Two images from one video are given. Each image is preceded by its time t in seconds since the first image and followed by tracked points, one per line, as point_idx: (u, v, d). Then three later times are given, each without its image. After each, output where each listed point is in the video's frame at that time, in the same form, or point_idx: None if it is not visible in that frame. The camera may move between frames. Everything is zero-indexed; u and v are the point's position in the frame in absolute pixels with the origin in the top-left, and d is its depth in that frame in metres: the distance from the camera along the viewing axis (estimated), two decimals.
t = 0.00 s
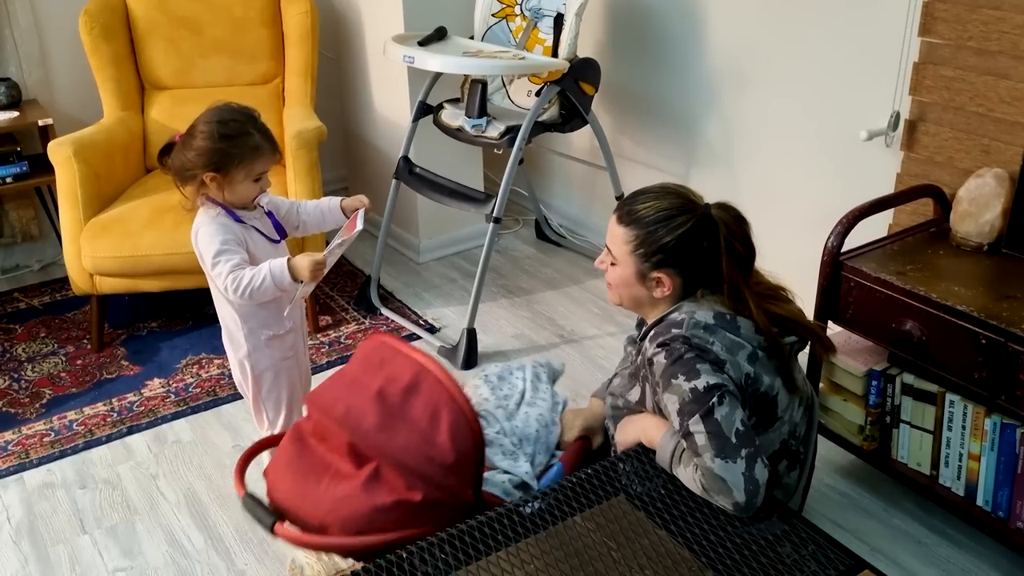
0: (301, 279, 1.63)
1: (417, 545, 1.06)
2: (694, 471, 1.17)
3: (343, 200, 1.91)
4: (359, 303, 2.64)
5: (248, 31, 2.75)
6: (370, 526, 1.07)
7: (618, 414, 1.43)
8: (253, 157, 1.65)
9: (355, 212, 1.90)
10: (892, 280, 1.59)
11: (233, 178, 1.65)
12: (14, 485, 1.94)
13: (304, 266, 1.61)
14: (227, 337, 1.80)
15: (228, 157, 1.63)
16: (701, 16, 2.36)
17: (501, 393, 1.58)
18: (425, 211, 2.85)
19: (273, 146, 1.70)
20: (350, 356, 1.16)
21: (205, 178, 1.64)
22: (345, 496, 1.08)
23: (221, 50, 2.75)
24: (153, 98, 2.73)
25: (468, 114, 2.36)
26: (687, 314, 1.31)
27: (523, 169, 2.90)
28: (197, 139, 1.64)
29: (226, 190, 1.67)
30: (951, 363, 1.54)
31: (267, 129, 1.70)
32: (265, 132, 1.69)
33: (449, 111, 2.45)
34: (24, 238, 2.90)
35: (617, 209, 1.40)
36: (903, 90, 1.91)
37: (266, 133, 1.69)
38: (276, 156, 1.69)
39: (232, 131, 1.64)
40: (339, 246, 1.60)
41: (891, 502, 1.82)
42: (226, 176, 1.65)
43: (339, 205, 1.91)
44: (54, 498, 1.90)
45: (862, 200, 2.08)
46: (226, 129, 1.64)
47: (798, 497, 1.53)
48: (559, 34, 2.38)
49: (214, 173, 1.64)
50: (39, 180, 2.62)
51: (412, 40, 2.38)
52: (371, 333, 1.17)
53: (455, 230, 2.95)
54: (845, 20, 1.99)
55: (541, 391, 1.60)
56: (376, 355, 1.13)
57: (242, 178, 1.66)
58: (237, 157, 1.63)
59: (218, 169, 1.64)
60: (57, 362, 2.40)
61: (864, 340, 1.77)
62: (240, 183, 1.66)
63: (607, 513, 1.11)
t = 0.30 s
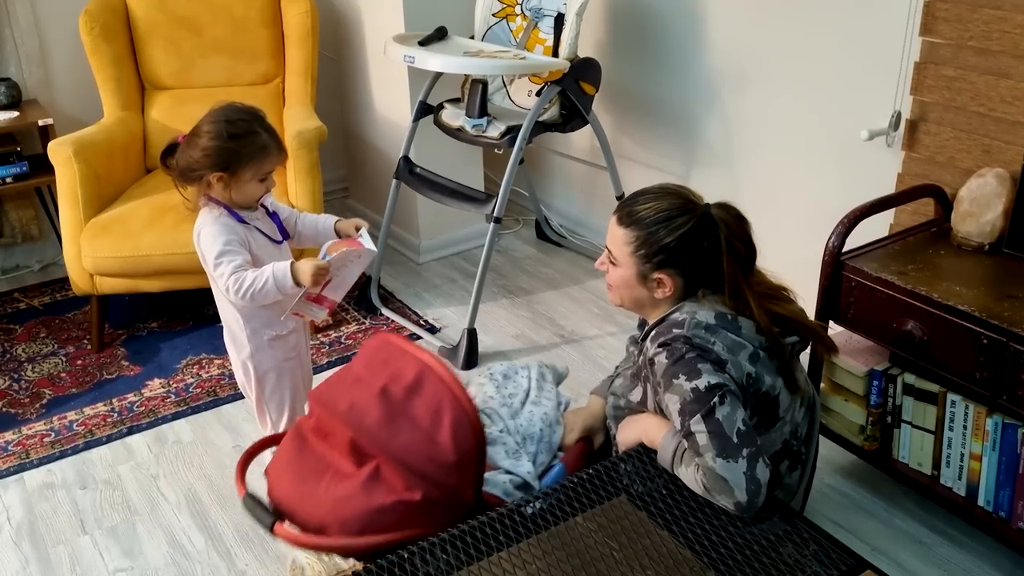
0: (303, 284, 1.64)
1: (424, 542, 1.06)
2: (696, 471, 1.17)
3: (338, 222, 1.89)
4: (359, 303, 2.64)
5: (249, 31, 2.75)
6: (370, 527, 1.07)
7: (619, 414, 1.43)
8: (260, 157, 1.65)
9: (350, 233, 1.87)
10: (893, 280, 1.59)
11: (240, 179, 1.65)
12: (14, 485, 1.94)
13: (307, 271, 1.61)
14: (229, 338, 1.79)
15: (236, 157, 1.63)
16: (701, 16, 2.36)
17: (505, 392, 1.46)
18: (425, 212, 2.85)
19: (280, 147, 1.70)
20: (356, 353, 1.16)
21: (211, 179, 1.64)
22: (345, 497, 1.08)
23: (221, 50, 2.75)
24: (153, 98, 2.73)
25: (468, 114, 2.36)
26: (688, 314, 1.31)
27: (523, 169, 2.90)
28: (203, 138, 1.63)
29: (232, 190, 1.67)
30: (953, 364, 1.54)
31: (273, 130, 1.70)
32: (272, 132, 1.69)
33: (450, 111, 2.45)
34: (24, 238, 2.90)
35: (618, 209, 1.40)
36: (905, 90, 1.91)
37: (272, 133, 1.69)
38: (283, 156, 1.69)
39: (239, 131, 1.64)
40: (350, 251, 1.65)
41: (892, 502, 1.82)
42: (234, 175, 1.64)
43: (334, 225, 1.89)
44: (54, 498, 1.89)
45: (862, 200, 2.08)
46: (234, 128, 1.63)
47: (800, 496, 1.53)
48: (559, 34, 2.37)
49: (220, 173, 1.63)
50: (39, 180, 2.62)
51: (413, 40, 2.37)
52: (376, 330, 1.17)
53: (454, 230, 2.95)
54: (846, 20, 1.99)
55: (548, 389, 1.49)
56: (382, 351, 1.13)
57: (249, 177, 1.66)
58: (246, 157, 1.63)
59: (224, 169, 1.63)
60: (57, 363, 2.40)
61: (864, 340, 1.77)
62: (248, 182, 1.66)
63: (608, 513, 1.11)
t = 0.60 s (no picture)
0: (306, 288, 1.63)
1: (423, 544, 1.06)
2: (698, 472, 1.16)
3: (340, 232, 1.88)
4: (360, 304, 2.64)
5: (249, 31, 2.75)
6: (343, 567, 1.10)
7: (620, 415, 1.43)
8: (265, 161, 1.65)
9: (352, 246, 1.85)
10: (895, 281, 1.59)
11: (244, 182, 1.65)
12: (15, 486, 1.94)
13: (311, 274, 1.61)
14: (230, 340, 1.79)
15: (241, 160, 1.63)
16: (702, 17, 2.36)
17: (470, 393, 1.40)
18: (426, 212, 2.85)
19: (287, 152, 1.70)
20: (310, 393, 1.20)
21: (215, 180, 1.64)
22: (315, 541, 1.11)
23: (222, 50, 2.75)
24: (154, 99, 2.73)
25: (469, 115, 2.36)
26: (690, 315, 1.31)
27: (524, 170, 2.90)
28: (211, 140, 1.64)
29: (235, 193, 1.67)
30: (954, 364, 1.54)
31: (282, 135, 1.70)
32: (279, 137, 1.69)
33: (451, 111, 2.45)
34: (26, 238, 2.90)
35: (618, 210, 1.40)
36: (906, 91, 1.91)
37: (280, 138, 1.69)
38: (288, 162, 1.69)
39: (246, 134, 1.64)
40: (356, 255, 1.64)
41: (893, 502, 1.82)
42: (238, 177, 1.64)
43: (335, 236, 1.89)
44: (56, 499, 1.89)
45: (863, 201, 2.08)
46: (241, 131, 1.64)
47: (801, 496, 1.53)
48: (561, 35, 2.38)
49: (224, 175, 1.63)
50: (40, 181, 2.62)
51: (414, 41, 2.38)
52: (325, 363, 1.19)
53: (455, 231, 2.95)
54: (847, 21, 1.99)
55: (516, 380, 1.43)
56: (333, 389, 1.17)
57: (253, 181, 1.66)
58: (251, 161, 1.63)
59: (229, 171, 1.63)
60: (59, 363, 2.40)
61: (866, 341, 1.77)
62: (252, 185, 1.66)
63: (610, 513, 1.11)
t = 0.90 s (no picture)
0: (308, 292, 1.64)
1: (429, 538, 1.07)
2: (698, 471, 1.17)
3: (345, 229, 1.90)
4: (360, 303, 2.64)
5: (249, 31, 2.75)
6: (380, 505, 1.11)
7: (621, 414, 1.43)
8: (267, 164, 1.65)
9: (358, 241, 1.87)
10: (895, 281, 1.59)
11: (245, 184, 1.65)
12: (15, 486, 1.94)
13: (313, 280, 1.62)
14: (229, 340, 1.80)
15: (242, 162, 1.63)
16: (702, 16, 2.36)
17: (514, 395, 1.67)
18: (426, 212, 2.85)
19: (289, 154, 1.70)
20: (373, 343, 1.28)
21: (216, 181, 1.64)
22: (359, 474, 1.13)
23: (222, 50, 2.75)
24: (154, 98, 2.73)
25: (468, 115, 2.36)
26: (690, 314, 1.31)
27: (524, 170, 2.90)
28: (214, 141, 1.64)
29: (236, 194, 1.67)
30: (954, 364, 1.54)
31: (284, 137, 1.70)
32: (283, 140, 1.69)
33: (451, 111, 2.45)
34: (25, 238, 2.90)
35: (619, 210, 1.40)
36: (905, 90, 1.91)
37: (283, 141, 1.69)
38: (290, 165, 1.69)
39: (249, 136, 1.64)
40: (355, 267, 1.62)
41: (892, 502, 1.82)
42: (239, 179, 1.64)
43: (340, 232, 1.91)
44: (56, 498, 1.90)
45: (862, 200, 2.09)
46: (244, 133, 1.64)
47: (801, 496, 1.53)
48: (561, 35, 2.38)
49: (226, 176, 1.63)
50: (39, 180, 2.61)
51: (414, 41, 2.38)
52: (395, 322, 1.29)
53: (455, 231, 2.95)
54: (847, 20, 1.99)
55: (556, 395, 1.70)
56: (401, 342, 1.26)
57: (254, 183, 1.66)
58: (252, 163, 1.63)
59: (230, 172, 1.63)
60: (58, 363, 2.40)
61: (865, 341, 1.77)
62: (252, 188, 1.66)
63: (610, 513, 1.11)
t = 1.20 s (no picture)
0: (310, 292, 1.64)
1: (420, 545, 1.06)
2: (697, 473, 1.18)
3: (351, 221, 1.92)
4: (360, 304, 2.64)
5: (248, 31, 2.75)
6: (354, 552, 1.07)
7: (620, 416, 1.43)
8: (268, 166, 1.65)
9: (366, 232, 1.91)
10: (893, 282, 1.59)
11: (246, 186, 1.65)
12: (15, 487, 1.94)
13: (315, 281, 1.62)
14: (230, 343, 1.80)
15: (243, 164, 1.63)
16: (702, 18, 2.36)
17: (492, 393, 1.41)
18: (425, 213, 2.85)
19: (290, 156, 1.70)
20: (333, 374, 1.19)
21: (217, 183, 1.64)
22: (329, 522, 1.08)
23: (221, 50, 2.75)
24: (153, 99, 2.73)
25: (468, 115, 2.36)
26: (689, 316, 1.32)
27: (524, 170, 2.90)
28: (214, 143, 1.63)
29: (237, 196, 1.67)
30: (953, 365, 1.54)
31: (285, 138, 1.70)
32: (284, 142, 1.69)
33: (450, 112, 2.45)
34: (25, 238, 2.90)
35: (617, 211, 1.40)
36: (905, 92, 1.91)
37: (284, 143, 1.69)
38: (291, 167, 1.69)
39: (250, 139, 1.64)
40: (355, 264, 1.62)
41: (892, 503, 1.82)
42: (240, 182, 1.64)
43: (346, 225, 1.92)
44: (55, 499, 1.90)
45: (862, 201, 2.09)
46: (245, 136, 1.63)
47: (801, 497, 1.53)
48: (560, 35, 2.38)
49: (227, 179, 1.63)
50: (39, 181, 2.61)
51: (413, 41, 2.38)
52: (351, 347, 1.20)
53: (455, 231, 2.95)
54: (846, 21, 1.99)
55: (537, 388, 1.45)
56: (356, 371, 1.16)
57: (255, 186, 1.66)
58: (253, 165, 1.63)
59: (231, 174, 1.63)
60: (58, 364, 2.40)
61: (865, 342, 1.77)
62: (253, 190, 1.66)
63: (610, 515, 1.10)
